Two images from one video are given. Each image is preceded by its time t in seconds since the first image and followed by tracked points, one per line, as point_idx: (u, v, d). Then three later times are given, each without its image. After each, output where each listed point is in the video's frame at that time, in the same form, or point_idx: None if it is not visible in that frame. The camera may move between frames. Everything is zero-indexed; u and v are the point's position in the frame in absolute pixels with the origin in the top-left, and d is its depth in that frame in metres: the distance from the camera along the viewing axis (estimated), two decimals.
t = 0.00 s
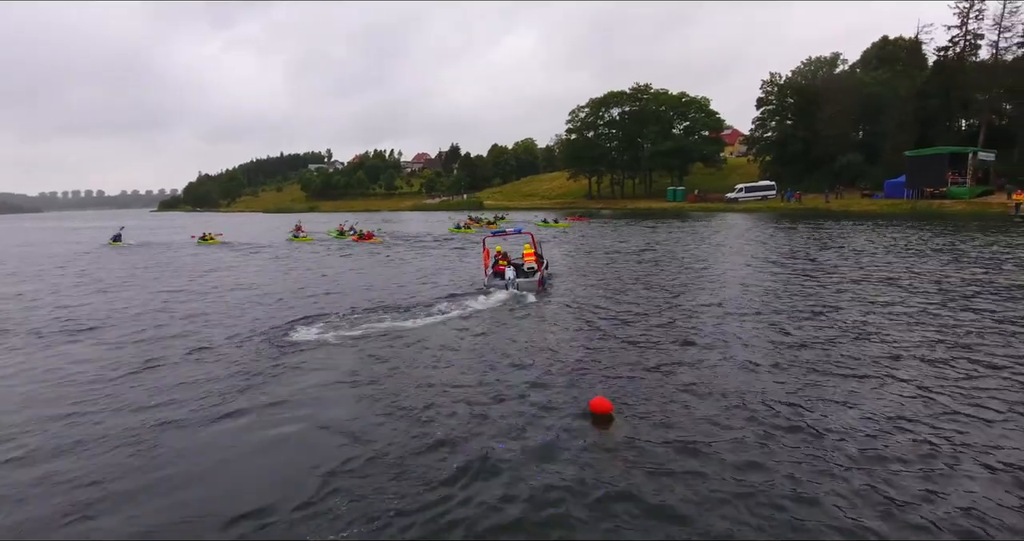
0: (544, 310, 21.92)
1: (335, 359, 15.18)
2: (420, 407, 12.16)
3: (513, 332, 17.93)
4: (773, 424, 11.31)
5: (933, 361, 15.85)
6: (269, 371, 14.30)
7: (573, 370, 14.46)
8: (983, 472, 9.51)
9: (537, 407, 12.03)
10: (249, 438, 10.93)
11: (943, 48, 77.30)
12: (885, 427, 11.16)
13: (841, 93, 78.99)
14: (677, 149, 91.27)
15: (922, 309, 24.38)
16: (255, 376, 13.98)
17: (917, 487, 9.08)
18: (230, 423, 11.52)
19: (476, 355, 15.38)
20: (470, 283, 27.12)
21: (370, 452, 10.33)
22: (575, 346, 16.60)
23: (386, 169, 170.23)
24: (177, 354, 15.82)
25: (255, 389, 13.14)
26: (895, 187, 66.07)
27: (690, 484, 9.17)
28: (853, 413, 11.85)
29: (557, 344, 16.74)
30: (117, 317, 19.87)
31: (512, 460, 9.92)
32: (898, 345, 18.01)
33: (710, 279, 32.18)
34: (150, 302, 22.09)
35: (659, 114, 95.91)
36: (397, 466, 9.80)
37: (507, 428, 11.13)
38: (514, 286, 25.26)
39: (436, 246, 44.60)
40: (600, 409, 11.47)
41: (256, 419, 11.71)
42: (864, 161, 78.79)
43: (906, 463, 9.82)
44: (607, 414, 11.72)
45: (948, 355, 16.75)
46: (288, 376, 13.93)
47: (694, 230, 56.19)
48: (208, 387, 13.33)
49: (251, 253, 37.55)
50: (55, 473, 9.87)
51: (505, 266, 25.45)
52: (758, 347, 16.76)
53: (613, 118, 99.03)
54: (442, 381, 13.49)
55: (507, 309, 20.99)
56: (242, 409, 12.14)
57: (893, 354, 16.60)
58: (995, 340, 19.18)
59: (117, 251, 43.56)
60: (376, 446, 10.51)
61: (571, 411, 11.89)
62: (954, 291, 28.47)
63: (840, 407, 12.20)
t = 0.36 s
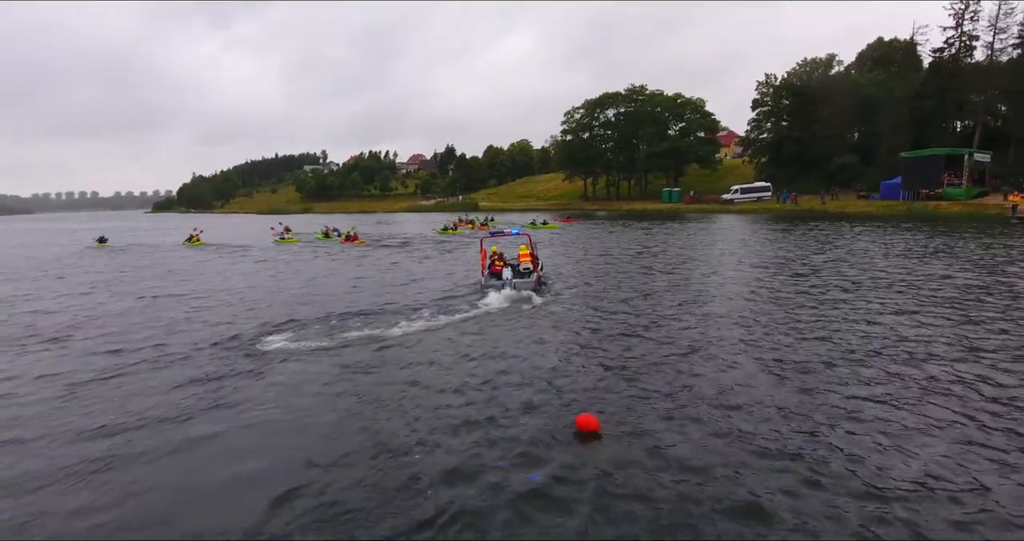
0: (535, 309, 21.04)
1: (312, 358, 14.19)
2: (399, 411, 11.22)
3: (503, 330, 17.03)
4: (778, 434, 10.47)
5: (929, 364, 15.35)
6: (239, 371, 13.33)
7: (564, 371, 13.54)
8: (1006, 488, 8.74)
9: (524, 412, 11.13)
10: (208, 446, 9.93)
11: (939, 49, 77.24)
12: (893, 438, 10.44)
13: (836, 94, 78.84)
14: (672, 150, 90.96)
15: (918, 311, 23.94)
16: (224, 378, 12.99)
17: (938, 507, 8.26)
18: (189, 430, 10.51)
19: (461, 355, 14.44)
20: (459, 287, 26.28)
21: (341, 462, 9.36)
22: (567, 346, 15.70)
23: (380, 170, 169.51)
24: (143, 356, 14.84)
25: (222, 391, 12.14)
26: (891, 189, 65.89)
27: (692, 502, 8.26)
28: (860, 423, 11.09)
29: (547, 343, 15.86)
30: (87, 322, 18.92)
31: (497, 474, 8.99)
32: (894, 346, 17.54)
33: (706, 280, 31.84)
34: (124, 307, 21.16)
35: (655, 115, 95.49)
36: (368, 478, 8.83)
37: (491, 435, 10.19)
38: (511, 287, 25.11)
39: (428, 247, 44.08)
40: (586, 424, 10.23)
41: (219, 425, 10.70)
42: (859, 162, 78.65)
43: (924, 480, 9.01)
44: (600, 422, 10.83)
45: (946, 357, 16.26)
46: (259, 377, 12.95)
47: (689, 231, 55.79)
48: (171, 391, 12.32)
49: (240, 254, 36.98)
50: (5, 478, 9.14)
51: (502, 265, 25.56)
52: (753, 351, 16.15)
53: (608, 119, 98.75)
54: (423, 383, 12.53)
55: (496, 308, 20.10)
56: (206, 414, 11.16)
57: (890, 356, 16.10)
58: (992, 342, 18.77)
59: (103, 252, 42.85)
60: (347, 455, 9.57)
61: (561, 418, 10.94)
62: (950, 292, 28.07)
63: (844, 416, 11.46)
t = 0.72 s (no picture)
0: (527, 311, 20.40)
1: (292, 367, 13.57)
2: (378, 428, 10.59)
3: (493, 336, 16.40)
4: (780, 452, 9.82)
5: (930, 366, 14.84)
6: (213, 384, 12.69)
7: (555, 381, 12.90)
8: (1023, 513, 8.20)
9: (510, 430, 10.47)
10: (172, 468, 9.29)
11: (937, 50, 76.90)
12: (900, 452, 9.85)
13: (834, 94, 78.46)
14: (670, 150, 90.55)
15: (915, 312, 23.52)
16: (196, 391, 12.34)
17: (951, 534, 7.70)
18: (154, 450, 9.88)
19: (447, 364, 13.81)
20: (451, 291, 25.66)
21: (311, 487, 8.72)
22: (558, 353, 15.06)
23: (377, 171, 168.99)
24: (116, 367, 14.21)
25: (193, 406, 11.50)
26: (889, 191, 65.65)
27: (687, 533, 7.62)
28: (865, 434, 10.49)
29: (537, 349, 15.22)
30: (64, 329, 18.29)
31: (478, 499, 8.36)
32: (892, 348, 17.06)
33: (704, 282, 31.38)
34: (105, 312, 20.54)
35: (652, 115, 95.05)
36: (341, 503, 8.27)
37: (474, 455, 9.55)
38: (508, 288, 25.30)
39: (424, 248, 43.63)
40: (572, 444, 9.56)
41: (185, 445, 10.07)
42: (858, 163, 78.30)
43: (938, 506, 8.37)
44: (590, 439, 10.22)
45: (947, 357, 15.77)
46: (234, 389, 12.31)
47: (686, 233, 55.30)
48: (140, 406, 11.69)
49: (232, 256, 36.52)
50: None
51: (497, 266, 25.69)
52: (749, 353, 15.62)
53: (606, 120, 98.36)
54: (405, 396, 11.89)
55: (487, 312, 19.48)
56: (174, 432, 10.52)
57: (889, 357, 15.61)
58: (991, 344, 18.34)
59: (94, 254, 42.30)
60: (318, 479, 8.93)
61: (550, 434, 10.31)
62: (951, 294, 27.60)
63: (848, 426, 10.87)
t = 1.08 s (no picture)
0: (523, 316, 19.76)
1: (274, 377, 12.95)
2: (359, 448, 9.95)
3: (486, 343, 15.79)
4: (787, 472, 9.18)
5: (937, 368, 14.43)
6: (190, 395, 12.05)
7: (549, 394, 12.27)
8: None
9: (500, 451, 9.82)
10: (144, 483, 8.83)
11: (940, 49, 76.29)
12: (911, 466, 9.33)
13: (836, 93, 77.91)
14: (672, 150, 90.03)
15: (919, 313, 23.14)
16: (171, 402, 11.70)
17: None
18: (128, 463, 9.43)
19: (437, 376, 13.18)
20: (446, 294, 25.02)
21: (282, 515, 8.08)
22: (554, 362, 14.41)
23: (378, 171, 168.60)
24: (91, 375, 13.55)
25: (166, 419, 10.86)
26: (892, 191, 65.08)
27: None
28: (874, 448, 9.95)
29: (532, 358, 14.57)
30: (44, 334, 17.66)
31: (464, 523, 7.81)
32: (897, 347, 16.67)
33: (704, 283, 30.95)
34: (88, 316, 19.92)
35: (653, 115, 94.61)
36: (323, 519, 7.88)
37: (460, 480, 8.90)
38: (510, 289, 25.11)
39: (422, 248, 43.21)
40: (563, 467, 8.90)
41: (154, 465, 9.42)
42: (860, 163, 77.78)
43: (954, 534, 7.84)
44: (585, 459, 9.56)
45: (953, 358, 15.39)
46: (212, 401, 11.67)
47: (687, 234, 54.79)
48: (111, 419, 11.06)
49: (228, 258, 36.10)
50: None
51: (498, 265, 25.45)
52: (751, 356, 15.22)
53: (607, 120, 97.90)
54: (390, 412, 11.26)
55: (481, 317, 18.86)
56: (143, 450, 9.87)
57: (894, 358, 15.23)
58: (998, 344, 17.95)
59: (89, 255, 41.87)
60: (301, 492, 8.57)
61: (542, 454, 9.66)
62: (954, 295, 27.18)
63: (856, 439, 10.35)
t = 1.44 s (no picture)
0: (520, 317, 19.19)
1: (256, 385, 12.39)
2: (339, 462, 9.36)
3: (479, 347, 15.22)
4: (794, 494, 8.60)
5: (946, 374, 14.04)
6: (167, 404, 11.50)
7: (542, 405, 11.66)
8: None
9: (487, 466, 9.23)
10: (116, 497, 8.42)
11: (945, 49, 75.53)
12: (921, 487, 8.83)
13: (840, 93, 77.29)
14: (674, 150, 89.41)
15: (925, 315, 22.71)
16: (146, 412, 11.15)
17: None
18: (102, 474, 9.05)
19: (426, 384, 12.60)
20: (443, 295, 24.45)
21: (253, 536, 7.53)
22: (550, 368, 13.84)
23: (379, 171, 168.11)
24: (66, 382, 13.05)
25: (145, 428, 10.49)
26: (897, 191, 64.43)
27: None
28: (885, 468, 9.41)
29: (526, 364, 13.98)
30: (25, 339, 17.19)
31: None
32: (904, 351, 16.31)
33: (706, 284, 30.52)
34: (74, 320, 19.40)
35: (655, 115, 94.07)
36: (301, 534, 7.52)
37: (442, 500, 8.29)
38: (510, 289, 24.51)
39: (421, 249, 42.74)
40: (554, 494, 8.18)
41: (122, 481, 8.84)
42: (864, 163, 77.14)
43: None
44: (578, 478, 8.94)
45: (962, 362, 15.01)
46: (188, 412, 11.09)
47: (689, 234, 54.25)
48: (79, 432, 10.48)
49: (223, 259, 35.66)
50: None
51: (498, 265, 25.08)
52: (754, 363, 14.86)
53: (608, 120, 97.39)
54: (375, 424, 10.66)
55: (477, 320, 18.29)
56: (110, 467, 9.26)
57: (900, 363, 14.84)
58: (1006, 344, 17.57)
59: (84, 255, 41.45)
60: (280, 506, 8.16)
61: (532, 471, 9.07)
62: (960, 296, 26.73)
63: (863, 456, 9.87)
